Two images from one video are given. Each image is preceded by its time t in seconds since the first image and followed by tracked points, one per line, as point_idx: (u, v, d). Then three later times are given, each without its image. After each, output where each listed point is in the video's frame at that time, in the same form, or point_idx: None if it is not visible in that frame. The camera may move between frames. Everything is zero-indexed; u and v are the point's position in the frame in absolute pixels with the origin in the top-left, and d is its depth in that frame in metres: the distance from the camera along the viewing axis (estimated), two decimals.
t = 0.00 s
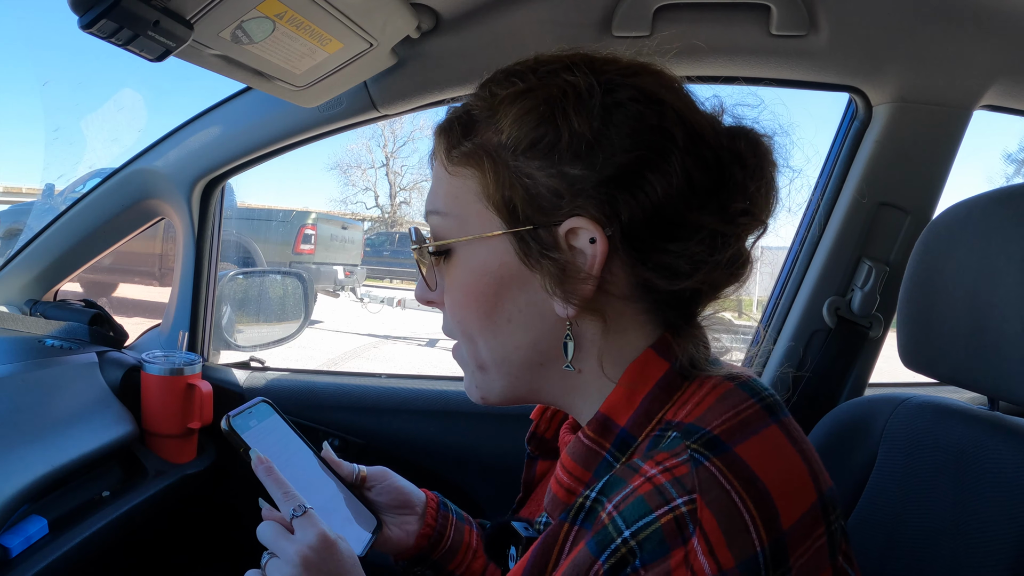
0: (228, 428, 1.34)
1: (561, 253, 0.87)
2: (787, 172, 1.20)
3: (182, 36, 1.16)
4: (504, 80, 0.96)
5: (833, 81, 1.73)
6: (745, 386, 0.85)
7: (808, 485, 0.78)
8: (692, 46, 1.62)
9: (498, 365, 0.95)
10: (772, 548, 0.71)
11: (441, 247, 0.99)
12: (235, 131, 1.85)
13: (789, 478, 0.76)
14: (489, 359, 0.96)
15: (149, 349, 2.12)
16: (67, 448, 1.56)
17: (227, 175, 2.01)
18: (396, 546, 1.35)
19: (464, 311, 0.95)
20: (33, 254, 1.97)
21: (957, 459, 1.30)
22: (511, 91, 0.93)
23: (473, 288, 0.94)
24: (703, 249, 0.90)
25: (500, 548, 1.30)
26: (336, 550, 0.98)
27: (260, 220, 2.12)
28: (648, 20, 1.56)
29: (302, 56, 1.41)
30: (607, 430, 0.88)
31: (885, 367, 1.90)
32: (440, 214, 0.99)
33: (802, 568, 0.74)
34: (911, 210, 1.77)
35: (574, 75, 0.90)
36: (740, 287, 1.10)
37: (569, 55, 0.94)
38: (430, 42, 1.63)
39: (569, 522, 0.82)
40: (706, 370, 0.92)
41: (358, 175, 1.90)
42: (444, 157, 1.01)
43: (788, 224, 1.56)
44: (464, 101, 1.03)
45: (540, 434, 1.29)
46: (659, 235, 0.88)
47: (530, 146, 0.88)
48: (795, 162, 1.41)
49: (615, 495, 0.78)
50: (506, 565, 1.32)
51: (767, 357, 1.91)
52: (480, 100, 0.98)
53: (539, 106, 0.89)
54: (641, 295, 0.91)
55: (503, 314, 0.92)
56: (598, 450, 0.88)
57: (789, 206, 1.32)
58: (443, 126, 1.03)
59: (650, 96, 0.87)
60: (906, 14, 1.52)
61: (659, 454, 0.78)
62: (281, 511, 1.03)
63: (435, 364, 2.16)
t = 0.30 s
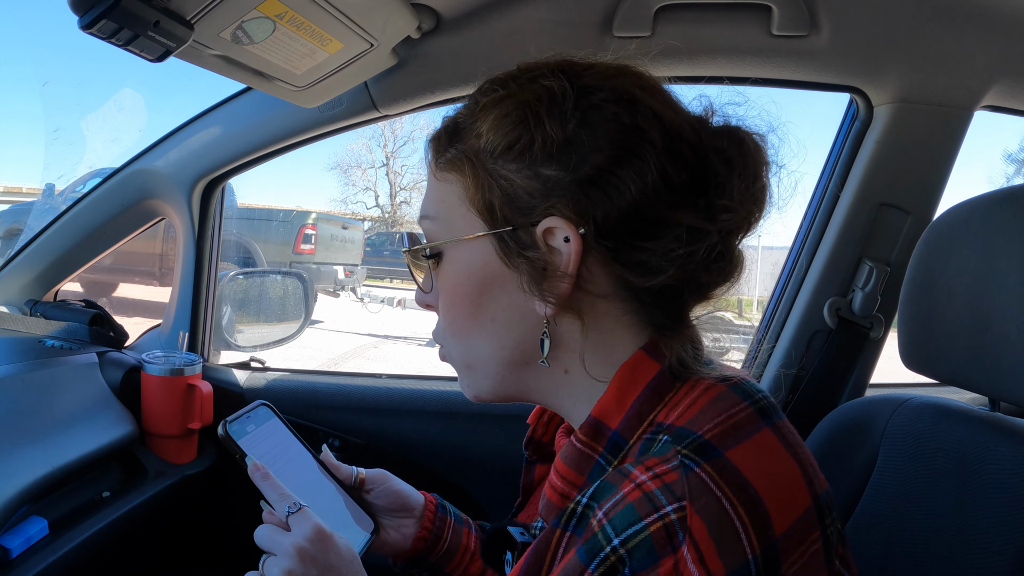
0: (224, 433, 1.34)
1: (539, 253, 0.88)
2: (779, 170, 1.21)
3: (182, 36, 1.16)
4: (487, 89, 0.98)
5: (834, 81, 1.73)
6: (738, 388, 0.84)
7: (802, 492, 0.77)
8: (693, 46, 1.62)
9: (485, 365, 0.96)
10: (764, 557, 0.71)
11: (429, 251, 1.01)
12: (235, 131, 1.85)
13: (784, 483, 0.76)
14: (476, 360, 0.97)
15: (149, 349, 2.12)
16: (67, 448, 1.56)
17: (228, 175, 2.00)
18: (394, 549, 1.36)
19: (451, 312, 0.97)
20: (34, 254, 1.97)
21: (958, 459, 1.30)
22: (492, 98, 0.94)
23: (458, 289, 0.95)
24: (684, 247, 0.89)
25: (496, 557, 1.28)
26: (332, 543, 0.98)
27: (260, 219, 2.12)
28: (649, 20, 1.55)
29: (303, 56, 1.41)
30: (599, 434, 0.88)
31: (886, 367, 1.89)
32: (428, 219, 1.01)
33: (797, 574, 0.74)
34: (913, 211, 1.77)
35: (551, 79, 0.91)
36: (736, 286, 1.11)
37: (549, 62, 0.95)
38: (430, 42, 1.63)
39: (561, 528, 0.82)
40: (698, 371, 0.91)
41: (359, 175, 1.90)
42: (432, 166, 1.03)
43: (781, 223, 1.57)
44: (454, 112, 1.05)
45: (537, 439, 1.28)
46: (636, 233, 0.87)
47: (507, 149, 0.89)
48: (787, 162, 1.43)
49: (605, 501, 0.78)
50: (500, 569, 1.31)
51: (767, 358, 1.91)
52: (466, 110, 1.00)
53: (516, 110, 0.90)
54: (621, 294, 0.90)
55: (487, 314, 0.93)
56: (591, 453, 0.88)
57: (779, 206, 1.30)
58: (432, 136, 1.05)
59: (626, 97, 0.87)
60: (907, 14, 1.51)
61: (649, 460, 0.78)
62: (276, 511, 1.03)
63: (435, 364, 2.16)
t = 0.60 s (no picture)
0: (218, 439, 1.34)
1: (529, 243, 0.88)
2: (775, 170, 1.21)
3: (182, 36, 1.16)
4: (484, 87, 0.98)
5: (834, 81, 1.72)
6: (737, 391, 0.84)
7: (801, 496, 0.77)
8: (694, 45, 1.62)
9: (481, 363, 0.96)
10: (762, 563, 0.71)
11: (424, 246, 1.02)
12: (235, 130, 1.85)
13: (782, 490, 0.76)
14: (470, 357, 0.97)
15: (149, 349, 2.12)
16: (67, 448, 1.56)
17: (228, 174, 2.00)
18: (393, 553, 1.35)
19: (445, 307, 0.97)
20: (34, 254, 1.97)
21: (959, 459, 1.30)
22: (488, 93, 0.95)
23: (451, 283, 0.95)
24: (679, 243, 0.88)
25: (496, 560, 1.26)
26: (333, 545, 0.98)
27: (260, 219, 2.12)
28: (650, 19, 1.55)
29: (303, 56, 1.41)
30: (597, 438, 0.88)
31: (886, 367, 1.89)
32: (424, 214, 1.02)
33: None
34: (913, 210, 1.77)
35: (546, 75, 0.92)
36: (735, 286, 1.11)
37: (545, 60, 0.96)
38: (430, 42, 1.63)
39: (558, 534, 0.81)
40: (697, 372, 0.91)
41: (358, 175, 1.89)
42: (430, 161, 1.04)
43: (778, 222, 1.57)
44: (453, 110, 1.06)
45: (536, 440, 1.28)
46: (628, 226, 0.86)
47: (500, 142, 0.90)
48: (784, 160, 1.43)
49: (603, 506, 0.77)
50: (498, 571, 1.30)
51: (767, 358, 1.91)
52: (464, 107, 1.01)
53: (510, 104, 0.90)
54: (615, 288, 0.90)
55: (480, 310, 0.93)
56: (589, 458, 0.88)
57: (775, 206, 1.30)
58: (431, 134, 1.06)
59: (620, 93, 0.88)
60: (908, 14, 1.51)
61: (647, 465, 0.77)
62: (276, 517, 1.04)
63: (435, 364, 2.15)
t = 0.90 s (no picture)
0: (227, 434, 1.35)
1: (536, 246, 0.87)
2: (772, 162, 1.20)
3: (184, 31, 1.16)
4: (479, 86, 0.97)
5: (837, 78, 1.72)
6: (739, 388, 0.84)
7: (803, 494, 0.77)
8: (696, 43, 1.62)
9: (490, 366, 0.95)
10: (765, 560, 0.70)
11: (426, 252, 1.00)
12: (236, 128, 1.85)
13: (785, 486, 0.75)
14: (479, 361, 0.96)
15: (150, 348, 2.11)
16: (67, 446, 1.55)
17: (229, 173, 2.00)
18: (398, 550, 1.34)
19: (451, 312, 0.95)
20: (34, 252, 1.96)
21: (962, 457, 1.29)
22: (484, 95, 0.94)
23: (456, 287, 0.94)
24: (684, 238, 0.89)
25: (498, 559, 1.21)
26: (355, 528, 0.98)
27: (261, 219, 2.12)
28: (652, 17, 1.55)
29: (305, 52, 1.41)
30: (599, 435, 0.87)
31: (887, 367, 1.89)
32: (424, 218, 1.00)
33: None
34: (915, 208, 1.77)
35: (543, 74, 0.91)
36: (736, 283, 1.11)
37: (539, 58, 0.95)
38: (432, 40, 1.63)
39: (560, 529, 0.81)
40: (700, 369, 0.91)
41: (358, 175, 1.89)
42: (426, 165, 1.03)
43: (778, 221, 1.57)
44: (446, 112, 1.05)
45: (538, 438, 1.28)
46: (632, 223, 0.87)
47: (501, 144, 0.89)
48: (783, 154, 1.42)
49: (604, 502, 0.77)
50: (499, 571, 1.28)
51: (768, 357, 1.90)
52: (458, 110, 1.00)
53: (508, 105, 0.90)
54: (622, 287, 0.90)
55: (487, 312, 0.92)
56: (591, 454, 0.88)
57: (773, 195, 1.30)
58: (425, 137, 1.05)
59: (618, 89, 0.88)
60: (911, 11, 1.51)
61: (649, 462, 0.77)
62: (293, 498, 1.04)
63: (436, 363, 2.15)
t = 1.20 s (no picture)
0: (223, 431, 1.35)
1: (546, 244, 0.87)
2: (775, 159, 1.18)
3: (184, 29, 1.16)
4: (486, 85, 0.97)
5: (837, 77, 1.72)
6: (746, 384, 0.85)
7: (814, 484, 0.78)
8: (695, 41, 1.62)
9: (496, 363, 0.94)
10: (783, 551, 0.71)
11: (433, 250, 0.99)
12: (236, 126, 1.85)
13: (797, 478, 0.76)
14: (485, 358, 0.95)
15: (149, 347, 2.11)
16: (67, 444, 1.55)
17: (228, 171, 2.00)
18: (396, 548, 1.36)
19: (459, 309, 0.95)
20: (34, 250, 1.95)
21: (961, 456, 1.29)
22: (492, 93, 0.94)
23: (465, 285, 0.93)
24: (692, 235, 0.89)
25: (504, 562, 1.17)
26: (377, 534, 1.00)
27: (260, 218, 2.12)
28: (651, 15, 1.55)
29: (305, 50, 1.41)
30: (609, 432, 0.87)
31: (886, 366, 1.89)
32: (430, 217, 1.00)
33: (812, 567, 0.74)
34: (915, 207, 1.77)
35: (551, 72, 0.91)
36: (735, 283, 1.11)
37: (547, 56, 0.95)
38: (431, 38, 1.62)
39: (575, 527, 0.81)
40: (706, 366, 0.92)
41: (357, 174, 1.90)
42: (431, 163, 1.02)
43: (778, 220, 1.57)
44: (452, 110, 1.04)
45: (539, 436, 1.29)
46: (642, 221, 0.87)
47: (510, 142, 0.89)
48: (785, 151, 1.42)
49: (619, 499, 0.76)
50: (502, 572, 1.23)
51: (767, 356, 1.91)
52: (465, 108, 0.99)
53: (518, 103, 0.89)
54: (631, 284, 0.90)
55: (495, 310, 0.92)
56: (601, 451, 0.87)
57: (778, 192, 1.30)
58: (431, 135, 1.04)
59: (626, 88, 0.88)
60: (911, 10, 1.51)
61: (663, 457, 0.77)
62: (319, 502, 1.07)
63: (436, 363, 2.15)
